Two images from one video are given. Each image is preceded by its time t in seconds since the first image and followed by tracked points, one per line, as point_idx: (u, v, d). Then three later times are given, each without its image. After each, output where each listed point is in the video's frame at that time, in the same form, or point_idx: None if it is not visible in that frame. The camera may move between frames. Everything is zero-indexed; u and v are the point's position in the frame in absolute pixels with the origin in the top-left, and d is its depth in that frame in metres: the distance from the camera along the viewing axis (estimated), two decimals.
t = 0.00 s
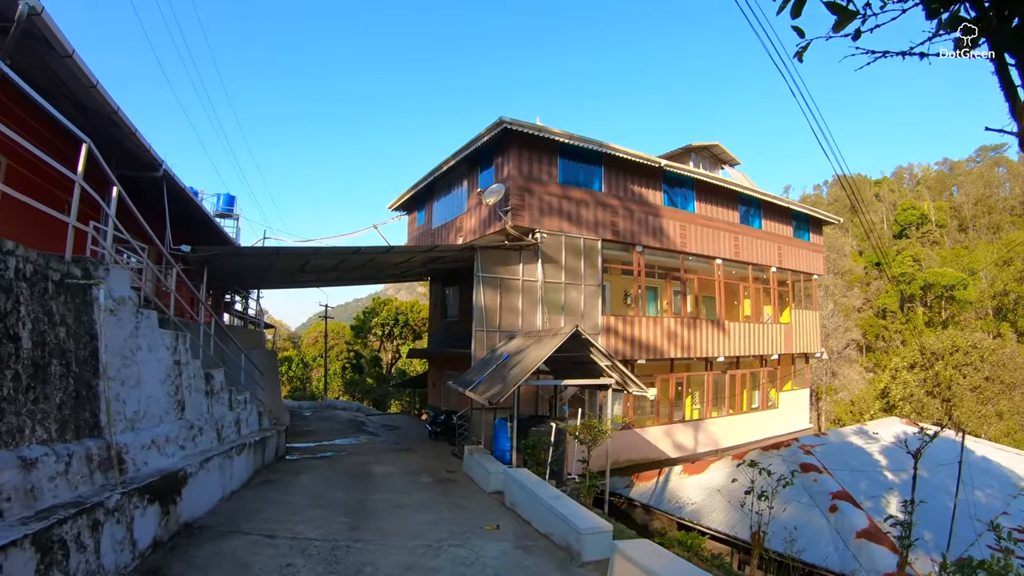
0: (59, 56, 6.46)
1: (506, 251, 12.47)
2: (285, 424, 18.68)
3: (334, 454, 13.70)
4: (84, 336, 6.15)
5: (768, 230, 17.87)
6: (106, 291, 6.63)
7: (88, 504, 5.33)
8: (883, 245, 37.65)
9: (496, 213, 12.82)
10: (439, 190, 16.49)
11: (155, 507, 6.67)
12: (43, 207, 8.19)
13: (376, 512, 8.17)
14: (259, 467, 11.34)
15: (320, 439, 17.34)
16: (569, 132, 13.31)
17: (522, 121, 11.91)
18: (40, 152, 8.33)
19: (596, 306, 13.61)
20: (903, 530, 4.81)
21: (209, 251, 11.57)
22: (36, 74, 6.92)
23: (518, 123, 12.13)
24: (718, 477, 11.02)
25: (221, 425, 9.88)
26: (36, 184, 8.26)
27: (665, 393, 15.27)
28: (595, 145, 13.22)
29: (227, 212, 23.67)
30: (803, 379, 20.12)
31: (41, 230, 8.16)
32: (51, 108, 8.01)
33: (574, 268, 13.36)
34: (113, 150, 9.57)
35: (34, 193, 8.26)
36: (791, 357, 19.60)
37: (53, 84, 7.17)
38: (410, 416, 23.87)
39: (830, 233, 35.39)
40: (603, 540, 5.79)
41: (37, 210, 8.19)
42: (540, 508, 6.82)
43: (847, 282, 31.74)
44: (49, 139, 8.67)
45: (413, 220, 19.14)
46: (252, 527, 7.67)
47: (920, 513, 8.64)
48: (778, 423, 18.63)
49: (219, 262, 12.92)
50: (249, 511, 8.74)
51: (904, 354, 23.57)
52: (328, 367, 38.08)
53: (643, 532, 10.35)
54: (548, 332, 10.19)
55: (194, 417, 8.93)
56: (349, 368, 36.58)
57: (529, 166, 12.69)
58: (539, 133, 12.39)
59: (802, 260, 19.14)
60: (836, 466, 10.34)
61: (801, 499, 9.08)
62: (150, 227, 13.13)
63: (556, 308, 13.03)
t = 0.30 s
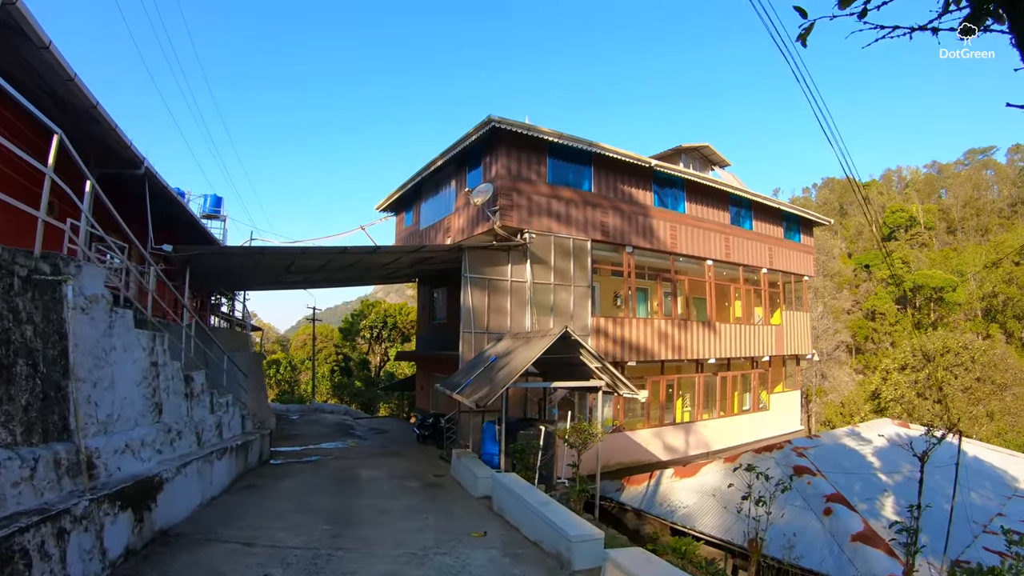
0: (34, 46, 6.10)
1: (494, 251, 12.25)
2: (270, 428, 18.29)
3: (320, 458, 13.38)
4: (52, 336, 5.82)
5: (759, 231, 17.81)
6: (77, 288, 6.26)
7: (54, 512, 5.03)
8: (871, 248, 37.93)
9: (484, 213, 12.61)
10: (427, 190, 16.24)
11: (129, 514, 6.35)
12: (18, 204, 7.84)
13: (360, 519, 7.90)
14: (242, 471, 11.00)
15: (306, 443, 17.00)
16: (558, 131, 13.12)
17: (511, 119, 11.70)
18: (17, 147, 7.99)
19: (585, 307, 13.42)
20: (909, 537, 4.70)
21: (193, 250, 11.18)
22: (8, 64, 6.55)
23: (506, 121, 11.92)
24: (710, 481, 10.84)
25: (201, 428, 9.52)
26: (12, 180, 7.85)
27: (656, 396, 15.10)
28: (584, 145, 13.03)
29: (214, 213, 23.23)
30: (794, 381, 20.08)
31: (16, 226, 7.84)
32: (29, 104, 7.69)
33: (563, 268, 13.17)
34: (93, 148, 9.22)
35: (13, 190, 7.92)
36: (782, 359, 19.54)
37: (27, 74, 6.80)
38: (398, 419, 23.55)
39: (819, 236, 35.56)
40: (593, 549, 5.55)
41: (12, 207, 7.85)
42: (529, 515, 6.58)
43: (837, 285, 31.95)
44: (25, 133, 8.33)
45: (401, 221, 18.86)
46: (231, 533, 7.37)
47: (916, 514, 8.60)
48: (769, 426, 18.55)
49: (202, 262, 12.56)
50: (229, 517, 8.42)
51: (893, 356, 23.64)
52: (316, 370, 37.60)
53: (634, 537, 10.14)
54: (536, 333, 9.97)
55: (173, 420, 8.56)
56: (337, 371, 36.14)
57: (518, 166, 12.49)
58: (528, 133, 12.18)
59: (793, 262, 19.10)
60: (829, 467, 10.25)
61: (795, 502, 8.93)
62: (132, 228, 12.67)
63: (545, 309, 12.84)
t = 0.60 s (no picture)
0: (7, 38, 5.79)
1: (480, 255, 12.04)
2: (254, 435, 17.89)
3: (304, 465, 13.03)
4: (19, 340, 5.51)
5: (747, 235, 17.79)
6: (48, 291, 5.93)
7: (17, 525, 4.73)
8: (858, 253, 38.28)
9: (470, 217, 12.42)
10: (413, 194, 16.02)
11: (99, 525, 6.03)
12: None
13: (342, 530, 7.63)
14: (222, 480, 10.65)
15: (290, 450, 16.63)
16: (546, 134, 12.96)
17: (497, 122, 11.53)
18: None
19: (573, 312, 13.26)
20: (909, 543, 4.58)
21: (173, 254, 10.81)
22: None
23: (493, 124, 11.74)
24: (700, 487, 10.69)
25: (179, 435, 9.16)
26: None
27: (645, 401, 14.96)
28: (571, 148, 12.88)
29: (199, 217, 22.82)
30: (783, 386, 20.05)
31: None
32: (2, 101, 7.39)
33: (550, 273, 13.01)
34: (71, 148, 8.88)
35: None
36: (771, 363, 19.52)
37: None
38: (385, 425, 23.22)
39: (806, 241, 35.83)
40: (584, 561, 5.33)
41: None
42: (517, 526, 6.37)
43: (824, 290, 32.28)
44: None
45: (387, 225, 18.60)
46: (207, 546, 7.05)
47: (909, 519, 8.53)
48: (758, 431, 18.48)
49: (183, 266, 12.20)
50: (206, 528, 8.10)
51: (881, 360, 23.76)
52: (302, 376, 37.11)
53: (624, 546, 9.93)
54: (523, 338, 9.78)
55: (149, 427, 8.21)
56: (324, 376, 35.69)
57: (505, 169, 12.32)
58: (514, 135, 12.02)
59: (782, 266, 19.11)
60: (821, 473, 10.17)
61: (787, 510, 8.82)
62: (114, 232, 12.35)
63: (532, 314, 12.66)
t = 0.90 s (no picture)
0: None
1: (465, 257, 11.85)
2: (234, 442, 17.46)
3: (285, 472, 12.65)
4: None
5: (734, 240, 17.81)
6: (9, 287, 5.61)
7: None
8: (842, 259, 38.71)
9: (455, 219, 12.24)
10: (397, 196, 15.78)
11: (65, 534, 5.64)
12: None
13: (321, 538, 7.35)
14: (199, 487, 10.13)
15: (271, 456, 16.23)
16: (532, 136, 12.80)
17: (483, 123, 11.36)
18: None
19: (559, 315, 13.11)
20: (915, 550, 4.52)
21: (151, 254, 10.34)
22: None
23: (478, 124, 11.57)
24: (688, 493, 10.56)
25: (154, 440, 8.62)
26: None
27: (631, 406, 14.83)
28: (557, 150, 12.74)
29: (182, 219, 22.35)
30: (769, 391, 20.06)
31: None
32: None
33: (535, 276, 12.85)
34: (45, 145, 8.58)
35: None
36: (758, 368, 19.53)
37: None
38: (370, 431, 22.87)
39: (791, 247, 36.13)
40: (570, 572, 5.12)
41: None
42: (501, 534, 6.16)
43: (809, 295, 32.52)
44: None
45: (371, 228, 18.33)
46: (180, 554, 6.70)
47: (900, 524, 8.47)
48: (745, 436, 18.44)
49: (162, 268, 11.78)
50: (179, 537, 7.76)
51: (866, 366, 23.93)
52: (286, 381, 36.55)
53: (612, 554, 9.77)
54: (508, 341, 9.59)
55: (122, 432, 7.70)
56: (308, 382, 35.17)
57: (490, 170, 12.16)
58: (500, 137, 11.86)
59: (768, 271, 19.16)
60: (810, 478, 10.12)
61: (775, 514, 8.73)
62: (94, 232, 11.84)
63: (517, 317, 12.48)
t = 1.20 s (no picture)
0: None
1: (447, 261, 11.65)
2: (211, 449, 17.00)
3: (262, 479, 12.27)
4: None
5: (719, 246, 17.85)
6: None
7: None
8: (825, 267, 39.22)
9: (437, 223, 12.06)
10: (379, 200, 15.54)
11: (26, 544, 5.18)
12: None
13: (296, 548, 7.05)
14: (175, 495, 9.28)
15: (249, 463, 15.81)
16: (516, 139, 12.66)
17: (467, 125, 11.19)
18: None
19: (542, 321, 12.95)
20: (919, 564, 4.87)
21: (123, 254, 9.80)
22: None
23: (461, 127, 11.40)
24: (673, 502, 10.43)
25: (124, 447, 7.78)
26: None
27: (616, 413, 14.69)
28: (542, 154, 12.60)
29: (162, 222, 21.87)
30: (754, 398, 20.08)
31: None
32: None
33: (519, 280, 12.68)
34: (17, 140, 8.20)
35: None
36: (742, 375, 19.56)
37: None
38: (352, 437, 22.49)
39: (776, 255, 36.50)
40: None
41: None
42: (483, 547, 5.94)
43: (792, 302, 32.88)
44: None
45: (353, 233, 18.05)
46: (145, 567, 6.34)
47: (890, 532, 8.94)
48: (730, 442, 18.41)
49: (138, 270, 11.33)
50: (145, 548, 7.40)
51: (849, 373, 24.16)
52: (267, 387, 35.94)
53: (597, 565, 9.62)
54: (491, 347, 9.42)
55: (87, 437, 7.01)
56: (290, 388, 34.62)
57: (474, 173, 12.00)
58: (484, 140, 11.71)
59: (752, 277, 19.21)
60: (798, 486, 10.54)
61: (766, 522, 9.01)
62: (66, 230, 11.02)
63: (500, 322, 12.30)
